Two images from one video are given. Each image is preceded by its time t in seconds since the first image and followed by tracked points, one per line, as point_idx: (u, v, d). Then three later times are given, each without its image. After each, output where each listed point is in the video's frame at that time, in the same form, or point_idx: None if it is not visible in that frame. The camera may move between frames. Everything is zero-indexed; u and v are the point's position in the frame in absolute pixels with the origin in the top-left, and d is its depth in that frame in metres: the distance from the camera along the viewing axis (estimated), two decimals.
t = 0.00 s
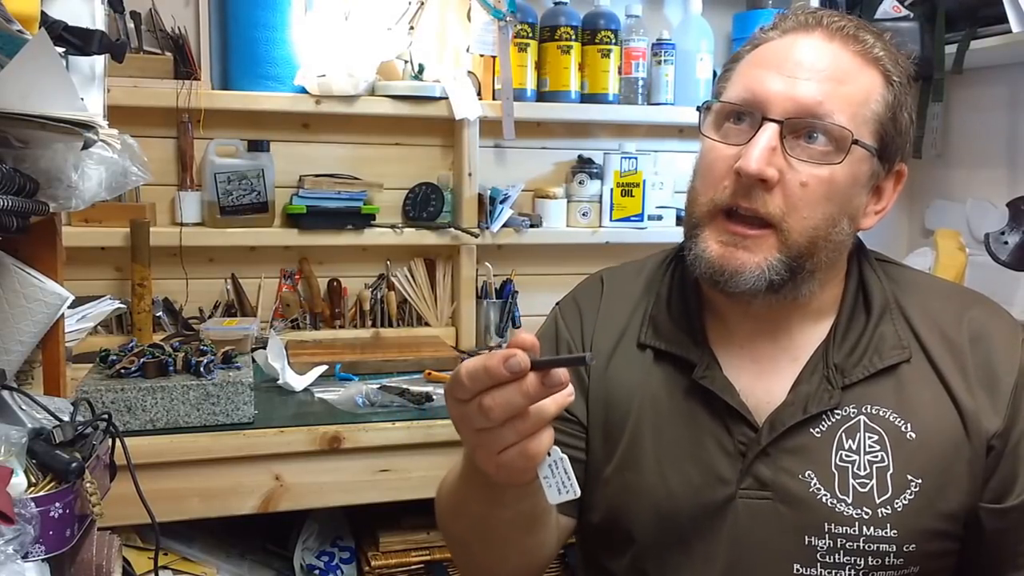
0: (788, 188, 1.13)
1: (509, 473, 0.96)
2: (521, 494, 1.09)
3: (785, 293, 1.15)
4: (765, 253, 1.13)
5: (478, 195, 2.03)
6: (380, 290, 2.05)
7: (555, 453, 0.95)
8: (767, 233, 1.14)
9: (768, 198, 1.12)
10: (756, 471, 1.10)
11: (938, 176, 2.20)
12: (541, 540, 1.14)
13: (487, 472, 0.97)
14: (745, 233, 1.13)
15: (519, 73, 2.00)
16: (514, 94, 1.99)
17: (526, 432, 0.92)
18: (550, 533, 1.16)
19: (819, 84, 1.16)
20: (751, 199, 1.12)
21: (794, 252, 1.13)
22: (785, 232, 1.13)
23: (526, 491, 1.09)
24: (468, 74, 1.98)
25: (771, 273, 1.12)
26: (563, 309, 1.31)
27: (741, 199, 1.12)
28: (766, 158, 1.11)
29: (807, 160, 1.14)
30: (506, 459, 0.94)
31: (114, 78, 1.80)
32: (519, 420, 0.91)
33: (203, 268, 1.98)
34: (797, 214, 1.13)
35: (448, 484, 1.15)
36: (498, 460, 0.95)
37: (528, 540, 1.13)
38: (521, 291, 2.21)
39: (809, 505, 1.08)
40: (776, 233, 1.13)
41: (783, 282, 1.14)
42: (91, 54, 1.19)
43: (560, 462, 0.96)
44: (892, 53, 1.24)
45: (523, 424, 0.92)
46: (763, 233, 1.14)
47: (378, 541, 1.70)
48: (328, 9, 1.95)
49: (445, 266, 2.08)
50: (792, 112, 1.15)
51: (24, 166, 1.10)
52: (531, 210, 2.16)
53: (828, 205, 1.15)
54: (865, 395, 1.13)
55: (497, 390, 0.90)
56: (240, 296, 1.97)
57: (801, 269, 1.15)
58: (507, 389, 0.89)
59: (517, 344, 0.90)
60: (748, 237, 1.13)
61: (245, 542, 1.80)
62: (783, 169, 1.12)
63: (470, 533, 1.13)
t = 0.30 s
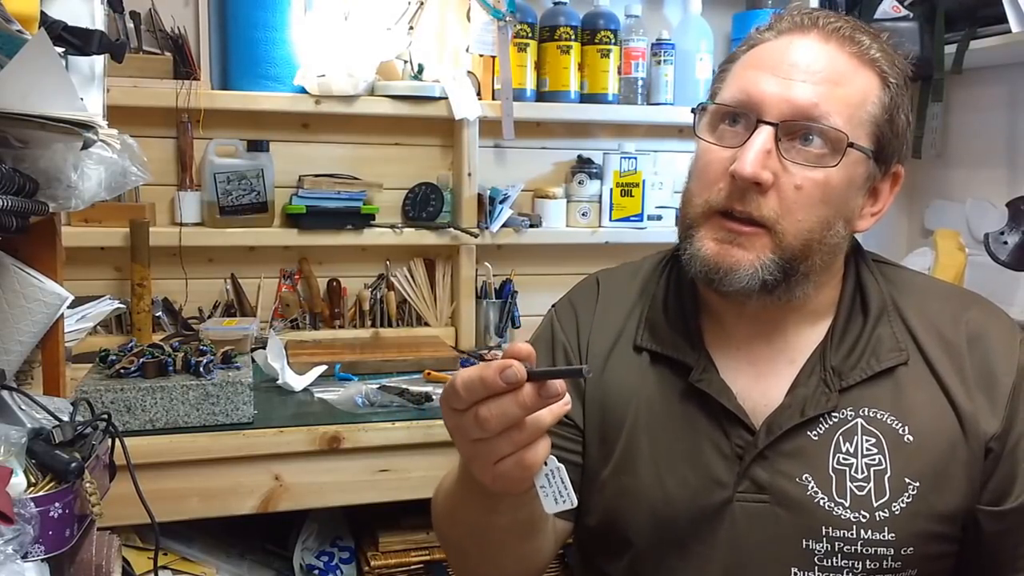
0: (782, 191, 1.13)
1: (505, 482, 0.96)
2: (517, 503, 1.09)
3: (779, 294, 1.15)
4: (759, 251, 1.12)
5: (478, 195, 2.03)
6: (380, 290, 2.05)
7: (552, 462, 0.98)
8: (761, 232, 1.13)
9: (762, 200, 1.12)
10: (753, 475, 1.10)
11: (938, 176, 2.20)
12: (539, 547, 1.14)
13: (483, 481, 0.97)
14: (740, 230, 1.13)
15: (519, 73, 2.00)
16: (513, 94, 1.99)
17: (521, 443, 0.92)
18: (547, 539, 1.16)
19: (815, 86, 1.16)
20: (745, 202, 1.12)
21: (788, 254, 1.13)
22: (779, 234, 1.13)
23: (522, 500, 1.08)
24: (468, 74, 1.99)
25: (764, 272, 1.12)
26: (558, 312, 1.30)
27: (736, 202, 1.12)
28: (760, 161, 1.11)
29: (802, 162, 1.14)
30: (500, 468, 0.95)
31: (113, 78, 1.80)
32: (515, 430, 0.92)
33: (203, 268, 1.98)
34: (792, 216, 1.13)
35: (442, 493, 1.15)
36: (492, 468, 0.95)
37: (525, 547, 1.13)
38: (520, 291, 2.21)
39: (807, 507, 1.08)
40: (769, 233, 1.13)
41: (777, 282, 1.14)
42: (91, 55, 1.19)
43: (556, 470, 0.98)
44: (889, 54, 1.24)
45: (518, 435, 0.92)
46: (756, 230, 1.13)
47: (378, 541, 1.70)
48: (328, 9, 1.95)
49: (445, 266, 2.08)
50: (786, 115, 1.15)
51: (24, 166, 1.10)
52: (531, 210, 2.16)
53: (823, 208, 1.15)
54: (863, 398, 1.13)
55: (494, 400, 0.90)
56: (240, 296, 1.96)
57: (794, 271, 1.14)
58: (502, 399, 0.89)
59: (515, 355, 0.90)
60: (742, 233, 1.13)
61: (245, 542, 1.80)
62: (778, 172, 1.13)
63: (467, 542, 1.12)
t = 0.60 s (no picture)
0: (779, 192, 1.13)
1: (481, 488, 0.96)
2: (515, 509, 1.09)
3: (777, 294, 1.15)
4: (756, 250, 1.12)
5: (477, 195, 2.03)
6: (379, 290, 2.05)
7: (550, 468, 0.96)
8: (758, 232, 1.13)
9: (759, 201, 1.12)
10: (752, 477, 1.10)
11: (938, 176, 2.20)
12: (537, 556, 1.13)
13: (478, 490, 0.97)
14: (737, 229, 1.13)
15: (518, 73, 2.00)
16: (513, 94, 1.99)
17: (520, 450, 0.93)
18: (546, 545, 1.16)
19: (812, 87, 1.16)
20: (743, 203, 1.12)
21: (786, 254, 1.13)
22: (776, 234, 1.13)
23: (519, 506, 1.09)
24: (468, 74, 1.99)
25: (762, 272, 1.12)
26: (555, 314, 1.30)
27: (733, 203, 1.12)
28: (758, 162, 1.11)
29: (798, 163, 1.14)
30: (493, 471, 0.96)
31: (113, 78, 1.80)
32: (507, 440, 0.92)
33: (202, 267, 1.98)
34: (789, 217, 1.13)
35: (439, 500, 1.15)
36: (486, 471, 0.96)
37: (525, 553, 1.13)
38: (520, 291, 2.21)
39: (806, 510, 1.08)
40: (766, 234, 1.13)
41: (774, 282, 1.14)
42: (91, 55, 1.19)
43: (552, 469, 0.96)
44: (885, 54, 1.24)
45: (517, 443, 0.92)
46: (753, 230, 1.13)
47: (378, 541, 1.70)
48: (328, 9, 1.95)
49: (445, 266, 2.08)
50: (783, 115, 1.15)
51: (24, 166, 1.10)
52: (530, 210, 2.16)
53: (820, 209, 1.16)
54: (861, 400, 1.13)
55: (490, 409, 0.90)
56: (240, 296, 1.96)
57: (792, 271, 1.14)
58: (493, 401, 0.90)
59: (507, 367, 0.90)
60: (739, 232, 1.13)
61: (245, 542, 1.80)
62: (775, 173, 1.13)
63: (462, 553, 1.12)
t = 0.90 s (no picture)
0: (783, 194, 1.13)
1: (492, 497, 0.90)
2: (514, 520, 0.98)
3: (782, 294, 1.15)
4: (759, 251, 1.13)
5: (477, 195, 2.03)
6: (379, 290, 2.05)
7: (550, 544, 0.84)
8: (763, 233, 1.13)
9: (763, 204, 1.12)
10: (753, 479, 1.10)
11: (938, 176, 2.20)
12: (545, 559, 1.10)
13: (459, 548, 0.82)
14: (740, 231, 1.13)
15: (518, 73, 2.00)
16: (513, 94, 1.99)
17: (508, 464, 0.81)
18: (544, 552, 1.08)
19: (810, 87, 1.15)
20: (746, 207, 1.12)
21: (789, 253, 1.13)
22: (780, 235, 1.13)
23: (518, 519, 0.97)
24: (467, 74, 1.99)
25: (767, 272, 1.12)
26: (556, 316, 1.30)
27: (737, 207, 1.12)
28: (762, 167, 1.12)
29: (800, 162, 1.14)
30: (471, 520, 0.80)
31: (113, 78, 1.80)
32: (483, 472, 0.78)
33: (202, 267, 1.98)
34: (793, 216, 1.13)
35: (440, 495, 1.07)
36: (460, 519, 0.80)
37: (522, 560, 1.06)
38: (520, 291, 2.21)
39: (807, 511, 1.08)
40: (769, 235, 1.13)
41: (779, 282, 1.14)
42: (91, 55, 1.19)
43: (522, 566, 0.79)
44: (877, 49, 1.24)
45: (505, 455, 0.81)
46: (756, 232, 1.13)
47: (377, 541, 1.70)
48: (327, 9, 1.95)
49: (444, 266, 2.08)
50: (783, 117, 1.14)
51: (23, 166, 1.10)
52: (530, 210, 2.16)
53: (821, 208, 1.16)
54: (863, 402, 1.13)
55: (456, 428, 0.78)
56: (239, 296, 1.96)
57: (796, 270, 1.14)
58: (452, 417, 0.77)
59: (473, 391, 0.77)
60: (743, 234, 1.13)
61: (244, 542, 1.80)
62: (778, 176, 1.13)
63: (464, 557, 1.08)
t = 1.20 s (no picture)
0: (760, 200, 1.14)
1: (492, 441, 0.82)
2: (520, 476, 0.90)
3: (779, 290, 1.17)
4: (752, 256, 1.14)
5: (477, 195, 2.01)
6: (378, 291, 2.04)
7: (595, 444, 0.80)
8: (750, 237, 1.14)
9: (743, 212, 1.13)
10: (747, 471, 1.10)
11: (938, 176, 2.20)
12: (540, 533, 0.99)
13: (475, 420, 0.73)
14: (731, 243, 1.14)
15: (517, 73, 2.00)
16: (512, 94, 1.99)
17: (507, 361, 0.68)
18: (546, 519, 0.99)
19: (757, 93, 1.15)
20: (729, 218, 1.13)
21: (780, 251, 1.14)
22: (768, 235, 1.14)
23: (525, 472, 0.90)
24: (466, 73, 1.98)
25: (764, 274, 1.14)
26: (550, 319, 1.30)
27: (719, 220, 1.13)
28: (733, 180, 1.12)
29: (765, 163, 1.14)
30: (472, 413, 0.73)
31: (112, 78, 1.80)
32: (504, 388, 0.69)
33: (201, 267, 1.99)
34: (775, 216, 1.14)
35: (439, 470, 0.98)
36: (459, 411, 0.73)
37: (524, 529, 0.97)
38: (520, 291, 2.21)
39: (800, 501, 1.08)
40: (759, 238, 1.14)
41: (777, 280, 1.15)
42: (90, 55, 1.19)
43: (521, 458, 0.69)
44: (805, 36, 1.23)
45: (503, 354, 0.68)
46: (746, 238, 1.14)
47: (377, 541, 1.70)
48: (326, 9, 1.94)
49: (444, 266, 2.08)
50: (737, 128, 1.14)
51: (23, 166, 1.11)
52: (530, 210, 2.16)
53: (798, 197, 1.16)
54: (852, 391, 1.13)
55: (494, 333, 0.66)
56: (239, 296, 1.96)
57: (789, 264, 1.16)
58: (485, 318, 0.65)
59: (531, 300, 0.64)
60: (733, 245, 1.14)
61: (244, 543, 1.80)
62: (749, 182, 1.13)
63: (452, 538, 0.98)
